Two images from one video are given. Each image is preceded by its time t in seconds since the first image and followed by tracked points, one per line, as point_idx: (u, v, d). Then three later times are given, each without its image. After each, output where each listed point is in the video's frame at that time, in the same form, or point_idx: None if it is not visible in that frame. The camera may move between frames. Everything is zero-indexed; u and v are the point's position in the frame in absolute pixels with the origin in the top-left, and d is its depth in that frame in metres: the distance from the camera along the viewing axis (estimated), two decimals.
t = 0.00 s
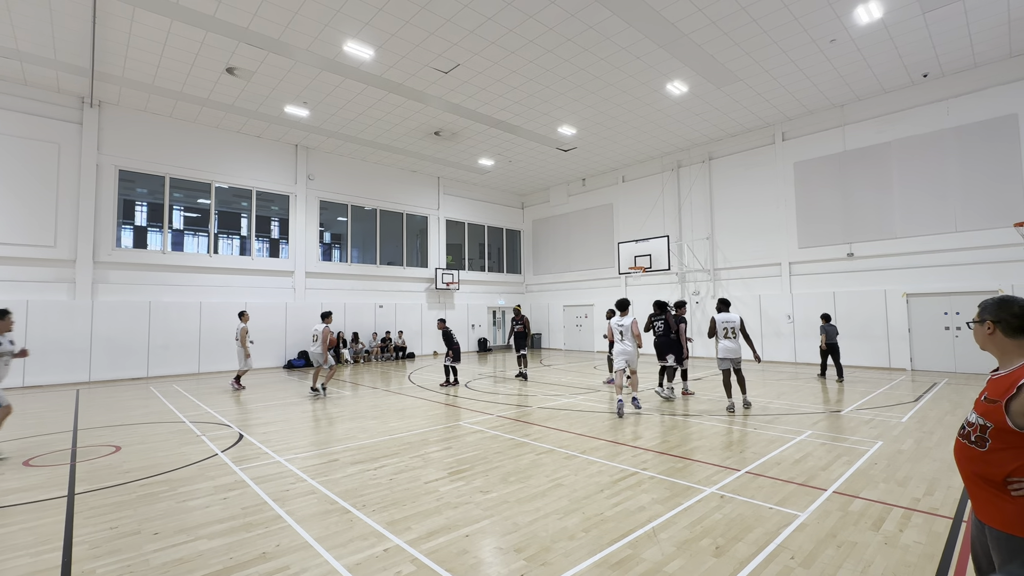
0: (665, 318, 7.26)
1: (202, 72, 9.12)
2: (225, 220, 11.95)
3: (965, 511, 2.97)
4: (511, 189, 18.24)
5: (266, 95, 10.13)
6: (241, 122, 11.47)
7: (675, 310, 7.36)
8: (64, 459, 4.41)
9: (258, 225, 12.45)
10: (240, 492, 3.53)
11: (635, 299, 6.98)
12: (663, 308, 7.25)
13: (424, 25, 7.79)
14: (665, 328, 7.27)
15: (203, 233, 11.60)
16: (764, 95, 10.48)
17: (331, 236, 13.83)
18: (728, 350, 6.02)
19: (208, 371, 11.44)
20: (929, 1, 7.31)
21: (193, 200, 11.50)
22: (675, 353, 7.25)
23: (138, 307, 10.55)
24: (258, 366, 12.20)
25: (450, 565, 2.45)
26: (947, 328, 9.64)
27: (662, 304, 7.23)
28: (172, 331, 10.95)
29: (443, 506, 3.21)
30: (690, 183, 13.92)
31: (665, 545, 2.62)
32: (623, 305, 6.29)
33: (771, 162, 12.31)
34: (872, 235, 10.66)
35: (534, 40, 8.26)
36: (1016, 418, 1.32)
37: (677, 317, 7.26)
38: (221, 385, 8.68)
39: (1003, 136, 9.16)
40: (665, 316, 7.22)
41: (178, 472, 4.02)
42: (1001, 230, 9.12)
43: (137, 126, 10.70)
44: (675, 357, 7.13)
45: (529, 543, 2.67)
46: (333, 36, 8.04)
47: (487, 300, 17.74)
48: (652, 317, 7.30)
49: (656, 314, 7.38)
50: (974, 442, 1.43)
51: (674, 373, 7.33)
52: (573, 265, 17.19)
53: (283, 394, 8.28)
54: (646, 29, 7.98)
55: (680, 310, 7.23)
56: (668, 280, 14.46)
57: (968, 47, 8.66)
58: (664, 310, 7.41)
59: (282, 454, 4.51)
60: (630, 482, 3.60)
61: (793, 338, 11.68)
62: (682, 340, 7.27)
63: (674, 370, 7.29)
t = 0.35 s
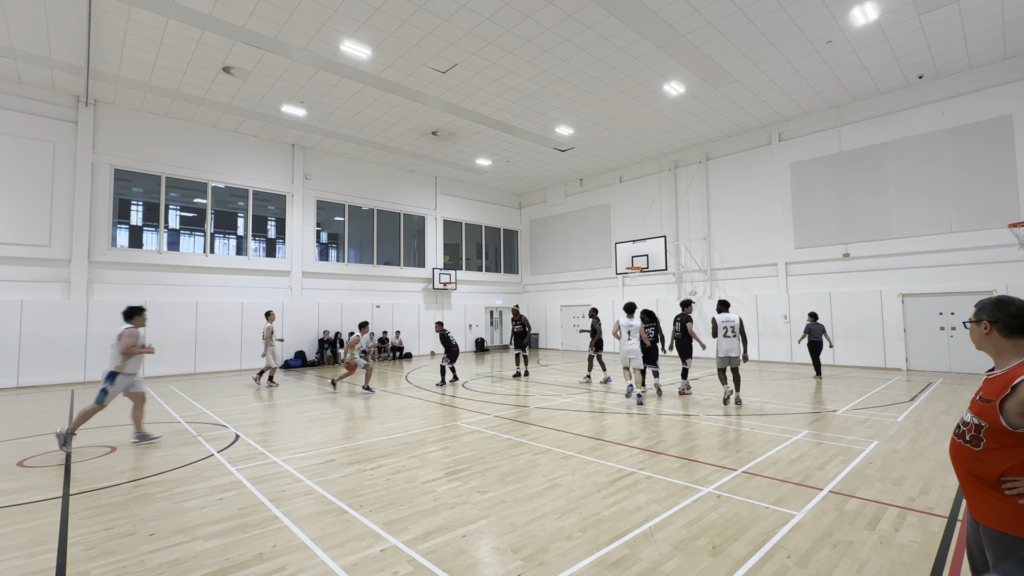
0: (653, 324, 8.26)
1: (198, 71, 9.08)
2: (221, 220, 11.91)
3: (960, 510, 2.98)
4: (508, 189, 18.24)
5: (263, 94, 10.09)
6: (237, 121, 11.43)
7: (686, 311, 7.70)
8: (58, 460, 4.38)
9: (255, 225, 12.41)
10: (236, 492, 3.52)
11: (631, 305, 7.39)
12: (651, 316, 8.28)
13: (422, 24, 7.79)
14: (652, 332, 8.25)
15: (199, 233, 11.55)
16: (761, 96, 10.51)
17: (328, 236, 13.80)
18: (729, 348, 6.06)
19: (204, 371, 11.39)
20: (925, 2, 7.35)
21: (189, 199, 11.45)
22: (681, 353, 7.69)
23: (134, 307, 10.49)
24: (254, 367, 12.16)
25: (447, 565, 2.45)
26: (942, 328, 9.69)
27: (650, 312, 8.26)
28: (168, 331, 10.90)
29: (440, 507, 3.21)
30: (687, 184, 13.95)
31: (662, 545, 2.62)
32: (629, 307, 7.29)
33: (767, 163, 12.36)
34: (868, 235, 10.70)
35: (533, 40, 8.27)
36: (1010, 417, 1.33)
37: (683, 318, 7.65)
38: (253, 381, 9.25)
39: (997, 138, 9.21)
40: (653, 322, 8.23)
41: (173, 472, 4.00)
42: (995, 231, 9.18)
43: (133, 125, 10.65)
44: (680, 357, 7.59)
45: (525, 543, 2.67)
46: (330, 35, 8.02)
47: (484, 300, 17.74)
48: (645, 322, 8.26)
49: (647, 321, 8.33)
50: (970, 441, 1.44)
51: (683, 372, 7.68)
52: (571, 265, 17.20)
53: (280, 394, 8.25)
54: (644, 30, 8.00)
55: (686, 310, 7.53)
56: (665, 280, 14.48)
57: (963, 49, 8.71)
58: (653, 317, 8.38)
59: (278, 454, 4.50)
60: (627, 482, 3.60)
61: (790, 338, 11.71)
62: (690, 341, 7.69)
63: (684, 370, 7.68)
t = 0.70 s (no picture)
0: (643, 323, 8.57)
1: (192, 69, 9.02)
2: (215, 220, 11.84)
3: (953, 509, 3.01)
4: (504, 189, 18.23)
5: (257, 93, 10.04)
6: (232, 120, 11.37)
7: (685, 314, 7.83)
8: (50, 462, 4.34)
9: (249, 225, 12.35)
10: (230, 494, 3.50)
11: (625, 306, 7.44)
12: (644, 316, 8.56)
13: (417, 24, 7.77)
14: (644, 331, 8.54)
15: (192, 233, 11.48)
16: (755, 97, 10.57)
17: (323, 236, 13.75)
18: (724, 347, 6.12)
19: (198, 372, 11.32)
20: (917, 5, 7.42)
21: (182, 199, 11.37)
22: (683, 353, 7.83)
23: (127, 307, 10.42)
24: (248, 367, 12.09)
25: (443, 565, 2.44)
26: (934, 328, 9.78)
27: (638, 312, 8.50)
28: (161, 331, 10.82)
29: (435, 507, 3.20)
30: (682, 184, 14.00)
31: (657, 544, 2.62)
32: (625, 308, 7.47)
33: (762, 164, 12.42)
34: (862, 235, 10.78)
35: (529, 40, 8.27)
36: (1004, 417, 1.34)
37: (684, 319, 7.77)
38: (271, 384, 9.83)
39: (988, 140, 9.30)
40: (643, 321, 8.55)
41: (167, 474, 3.97)
42: (987, 232, 9.26)
43: (126, 124, 10.57)
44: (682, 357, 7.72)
45: (521, 543, 2.67)
46: (324, 34, 7.99)
47: (480, 300, 17.73)
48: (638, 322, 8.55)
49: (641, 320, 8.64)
50: (963, 440, 1.45)
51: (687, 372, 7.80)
52: (566, 265, 17.21)
53: (274, 395, 8.21)
54: (640, 31, 8.02)
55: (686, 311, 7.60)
56: (660, 280, 14.52)
57: (955, 51, 8.79)
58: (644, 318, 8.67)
59: (273, 455, 4.48)
60: (623, 482, 3.61)
61: (784, 338, 11.77)
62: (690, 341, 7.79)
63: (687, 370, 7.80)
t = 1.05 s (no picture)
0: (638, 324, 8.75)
1: (193, 69, 9.02)
2: (216, 220, 11.85)
3: (954, 509, 3.01)
4: (504, 190, 18.22)
5: (258, 94, 10.04)
6: (232, 121, 11.37)
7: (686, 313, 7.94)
8: (51, 461, 4.34)
9: (250, 225, 12.37)
10: (231, 494, 3.50)
11: (626, 307, 7.57)
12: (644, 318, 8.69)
13: (417, 25, 7.78)
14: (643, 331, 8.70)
15: (193, 233, 11.49)
16: (756, 97, 10.56)
17: (324, 237, 13.75)
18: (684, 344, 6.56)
19: (199, 372, 11.33)
20: (918, 6, 7.41)
21: (183, 199, 11.39)
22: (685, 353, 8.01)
23: (127, 307, 10.42)
24: (249, 367, 12.11)
25: (443, 565, 2.45)
26: (935, 329, 9.77)
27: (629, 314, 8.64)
28: (162, 331, 10.83)
29: (436, 508, 3.20)
30: (682, 185, 14.00)
31: (658, 544, 2.62)
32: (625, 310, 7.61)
33: (762, 165, 12.42)
34: (862, 236, 10.77)
35: (529, 41, 8.27)
36: (1005, 417, 1.34)
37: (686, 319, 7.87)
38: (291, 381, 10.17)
39: (989, 140, 9.30)
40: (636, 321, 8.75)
41: (167, 474, 3.98)
42: (988, 232, 9.25)
43: (127, 124, 10.58)
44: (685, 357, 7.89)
45: (522, 544, 2.67)
46: (325, 35, 8.00)
47: (480, 300, 17.74)
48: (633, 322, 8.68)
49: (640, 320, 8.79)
50: (963, 441, 1.45)
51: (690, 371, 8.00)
52: (567, 266, 17.22)
53: (275, 395, 8.22)
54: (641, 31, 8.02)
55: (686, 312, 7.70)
56: (660, 280, 14.52)
57: (957, 51, 8.77)
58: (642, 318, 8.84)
59: (274, 455, 4.48)
60: (624, 482, 3.61)
61: (784, 339, 11.76)
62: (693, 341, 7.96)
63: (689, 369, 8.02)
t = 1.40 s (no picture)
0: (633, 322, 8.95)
1: (192, 69, 9.01)
2: (214, 220, 11.83)
3: (951, 509, 3.01)
4: (503, 189, 18.23)
5: (257, 93, 10.03)
6: (231, 120, 11.36)
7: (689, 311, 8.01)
8: (48, 462, 4.33)
9: (248, 225, 12.35)
10: (229, 494, 3.49)
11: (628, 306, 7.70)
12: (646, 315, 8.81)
13: (416, 24, 7.78)
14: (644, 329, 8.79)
15: (192, 233, 11.47)
16: (754, 97, 10.57)
17: (322, 237, 13.74)
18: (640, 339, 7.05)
19: (197, 373, 11.31)
20: (916, 6, 7.42)
21: (181, 199, 11.37)
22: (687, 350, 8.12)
23: (125, 307, 10.40)
24: (247, 367, 12.09)
25: (442, 565, 2.45)
26: (933, 329, 9.80)
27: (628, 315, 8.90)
28: (160, 332, 10.81)
29: (434, 507, 3.20)
30: (681, 185, 14.01)
31: (656, 544, 2.62)
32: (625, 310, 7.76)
33: (761, 165, 12.44)
34: (860, 237, 10.80)
35: (528, 41, 8.28)
36: (1002, 417, 1.35)
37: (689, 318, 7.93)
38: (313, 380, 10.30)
39: (986, 141, 9.34)
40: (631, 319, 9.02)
41: (165, 474, 3.97)
42: (986, 233, 9.27)
43: (125, 123, 10.56)
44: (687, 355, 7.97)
45: (520, 543, 2.67)
46: (324, 34, 8.00)
47: (479, 300, 17.74)
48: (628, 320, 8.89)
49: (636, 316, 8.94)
50: (960, 441, 1.45)
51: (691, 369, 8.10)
52: (566, 266, 17.22)
53: (273, 395, 8.21)
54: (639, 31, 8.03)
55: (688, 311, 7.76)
56: (659, 280, 14.53)
57: (954, 52, 8.81)
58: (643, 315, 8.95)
59: (272, 455, 4.48)
60: (622, 482, 3.61)
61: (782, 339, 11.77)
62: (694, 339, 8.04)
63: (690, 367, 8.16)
